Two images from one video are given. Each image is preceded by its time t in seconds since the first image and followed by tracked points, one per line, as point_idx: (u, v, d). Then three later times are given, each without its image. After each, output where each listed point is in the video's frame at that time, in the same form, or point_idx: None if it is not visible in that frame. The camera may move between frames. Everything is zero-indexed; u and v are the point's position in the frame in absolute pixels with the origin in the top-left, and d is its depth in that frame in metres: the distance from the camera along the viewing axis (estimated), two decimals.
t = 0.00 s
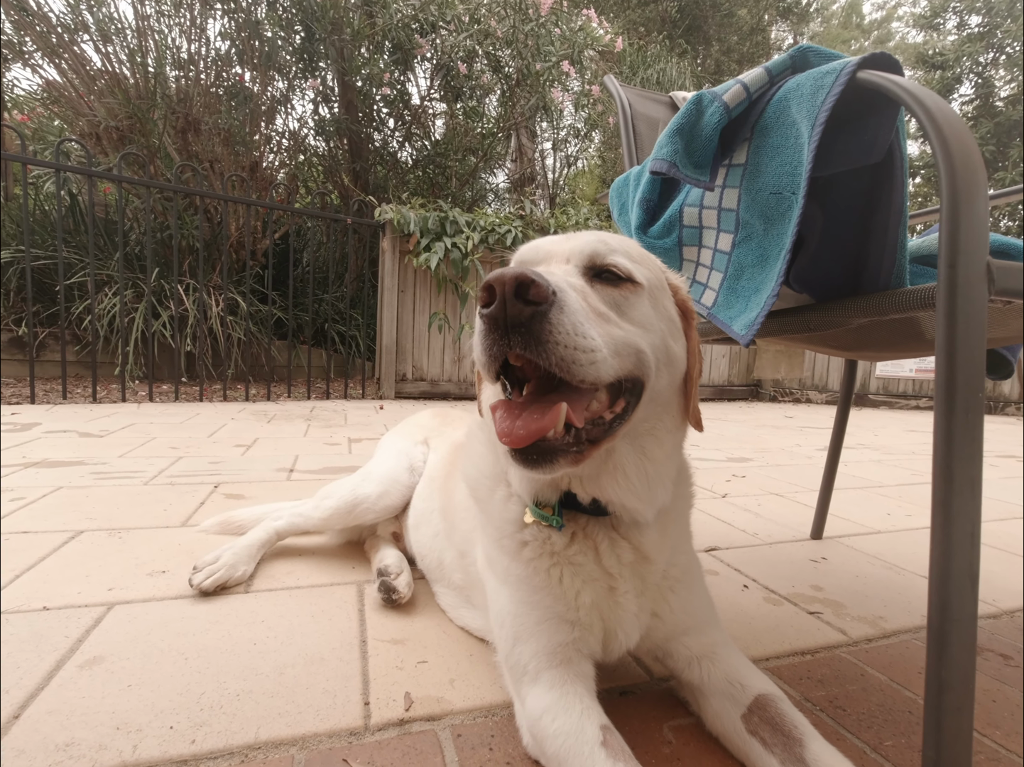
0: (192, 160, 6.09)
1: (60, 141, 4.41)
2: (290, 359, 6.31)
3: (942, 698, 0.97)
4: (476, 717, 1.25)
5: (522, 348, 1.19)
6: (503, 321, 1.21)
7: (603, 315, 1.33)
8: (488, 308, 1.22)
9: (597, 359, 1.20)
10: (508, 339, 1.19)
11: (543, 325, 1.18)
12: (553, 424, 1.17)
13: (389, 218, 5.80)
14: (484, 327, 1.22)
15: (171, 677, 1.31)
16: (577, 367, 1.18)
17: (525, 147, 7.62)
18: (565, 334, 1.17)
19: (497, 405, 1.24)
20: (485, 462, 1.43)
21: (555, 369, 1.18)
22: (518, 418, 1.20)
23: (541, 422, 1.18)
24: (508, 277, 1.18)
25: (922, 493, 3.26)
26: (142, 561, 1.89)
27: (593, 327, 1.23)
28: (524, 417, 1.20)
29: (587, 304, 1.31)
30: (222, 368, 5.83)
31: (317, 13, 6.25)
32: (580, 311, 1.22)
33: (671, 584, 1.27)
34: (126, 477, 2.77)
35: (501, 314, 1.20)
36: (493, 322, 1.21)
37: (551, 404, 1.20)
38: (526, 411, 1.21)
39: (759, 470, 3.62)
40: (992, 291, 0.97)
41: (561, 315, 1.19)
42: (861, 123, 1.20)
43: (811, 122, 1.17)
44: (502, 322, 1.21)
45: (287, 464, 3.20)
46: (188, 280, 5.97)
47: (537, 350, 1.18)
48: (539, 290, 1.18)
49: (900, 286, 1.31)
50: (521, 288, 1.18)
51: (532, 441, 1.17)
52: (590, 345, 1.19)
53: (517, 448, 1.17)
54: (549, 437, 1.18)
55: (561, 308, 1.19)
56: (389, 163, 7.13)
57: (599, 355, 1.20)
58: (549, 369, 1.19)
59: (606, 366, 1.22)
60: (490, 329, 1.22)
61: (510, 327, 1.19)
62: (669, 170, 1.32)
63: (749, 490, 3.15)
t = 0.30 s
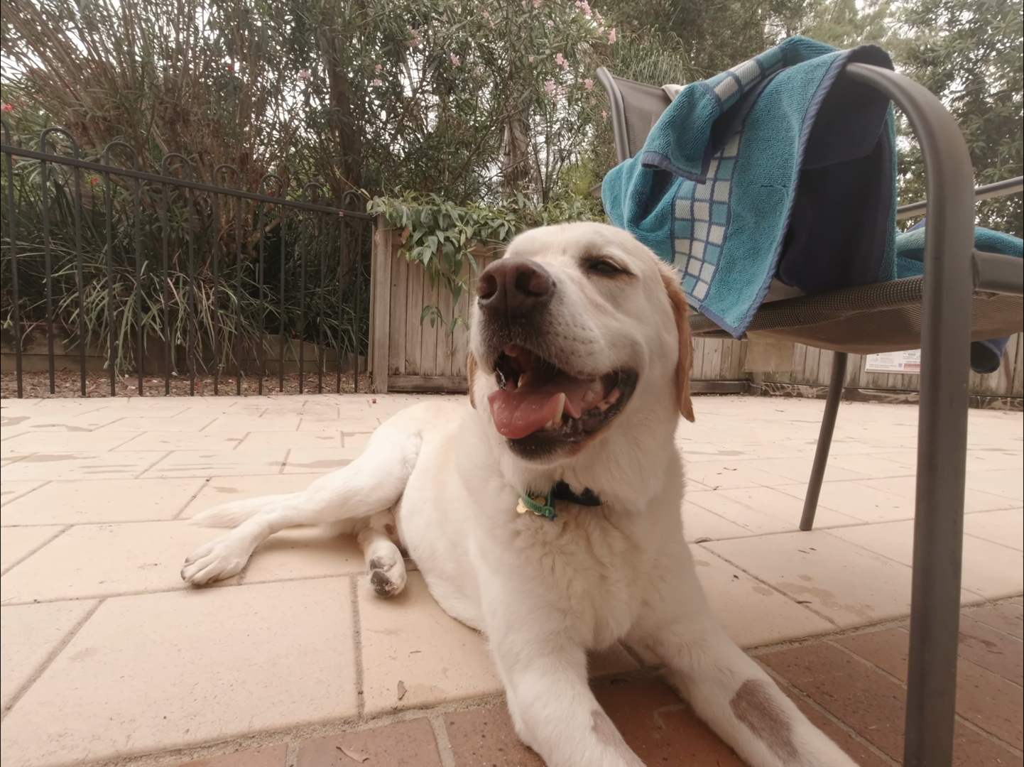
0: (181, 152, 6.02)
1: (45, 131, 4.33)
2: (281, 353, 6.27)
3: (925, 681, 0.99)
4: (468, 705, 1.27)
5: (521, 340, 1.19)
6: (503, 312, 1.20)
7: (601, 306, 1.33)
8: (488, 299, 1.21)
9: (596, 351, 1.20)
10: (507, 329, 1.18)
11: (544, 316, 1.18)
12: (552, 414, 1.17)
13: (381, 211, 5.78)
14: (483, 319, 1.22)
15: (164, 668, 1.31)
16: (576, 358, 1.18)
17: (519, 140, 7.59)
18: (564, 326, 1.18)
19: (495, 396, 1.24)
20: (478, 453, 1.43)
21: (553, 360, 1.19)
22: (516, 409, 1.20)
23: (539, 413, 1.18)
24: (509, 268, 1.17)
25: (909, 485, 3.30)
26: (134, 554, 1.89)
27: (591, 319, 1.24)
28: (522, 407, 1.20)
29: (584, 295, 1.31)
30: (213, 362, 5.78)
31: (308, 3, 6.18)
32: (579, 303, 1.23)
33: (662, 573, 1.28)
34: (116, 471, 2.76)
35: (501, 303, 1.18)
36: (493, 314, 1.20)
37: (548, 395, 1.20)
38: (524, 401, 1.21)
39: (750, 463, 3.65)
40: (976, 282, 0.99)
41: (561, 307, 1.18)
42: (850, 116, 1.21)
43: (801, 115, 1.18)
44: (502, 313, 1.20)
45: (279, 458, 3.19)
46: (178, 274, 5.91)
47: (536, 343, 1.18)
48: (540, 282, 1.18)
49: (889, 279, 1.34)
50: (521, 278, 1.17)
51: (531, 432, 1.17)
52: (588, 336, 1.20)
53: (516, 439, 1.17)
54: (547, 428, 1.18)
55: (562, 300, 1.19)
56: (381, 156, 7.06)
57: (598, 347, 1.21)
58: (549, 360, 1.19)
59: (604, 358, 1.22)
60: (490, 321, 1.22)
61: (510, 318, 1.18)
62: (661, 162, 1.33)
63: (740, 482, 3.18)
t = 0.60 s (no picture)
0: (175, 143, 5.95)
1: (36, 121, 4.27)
2: (278, 347, 6.24)
3: (931, 674, 0.99)
4: (474, 700, 1.27)
5: (540, 337, 1.18)
6: (522, 309, 1.18)
7: (614, 304, 1.33)
8: (506, 296, 1.19)
9: (613, 351, 1.20)
10: (527, 328, 1.18)
11: (563, 316, 1.17)
12: (568, 413, 1.17)
13: (378, 204, 5.74)
14: (502, 316, 1.20)
15: (168, 664, 1.31)
16: (594, 357, 1.18)
17: (515, 133, 7.57)
18: (583, 324, 1.17)
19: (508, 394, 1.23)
20: (482, 449, 1.43)
21: (571, 359, 1.18)
22: (532, 407, 1.19)
23: (555, 411, 1.17)
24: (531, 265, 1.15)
25: (906, 479, 3.32)
26: (135, 550, 1.88)
27: (607, 317, 1.23)
28: (537, 406, 1.18)
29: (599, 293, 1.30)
30: (209, 356, 5.74)
31: None
32: (597, 302, 1.22)
33: (667, 567, 1.29)
34: (114, 466, 2.74)
35: (522, 301, 1.18)
36: (512, 312, 1.19)
37: (564, 393, 1.19)
38: (539, 399, 1.20)
39: (748, 457, 3.66)
40: (985, 278, 0.98)
41: (581, 304, 1.18)
42: (856, 111, 1.21)
43: (809, 109, 1.17)
44: (520, 310, 1.19)
45: (278, 452, 3.18)
46: (172, 267, 5.86)
47: (556, 341, 1.17)
48: (560, 279, 1.17)
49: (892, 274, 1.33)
50: (542, 277, 1.16)
51: (548, 430, 1.16)
52: (607, 335, 1.19)
53: (532, 438, 1.16)
54: (564, 426, 1.17)
55: (582, 299, 1.18)
56: (377, 148, 7.00)
57: (615, 347, 1.21)
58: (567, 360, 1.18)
59: (620, 357, 1.22)
60: (507, 318, 1.20)
61: (530, 317, 1.17)
62: (666, 156, 1.32)
63: (738, 476, 3.19)
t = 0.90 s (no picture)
0: (167, 137, 5.88)
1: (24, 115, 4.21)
2: (273, 343, 6.20)
3: (925, 689, 0.99)
4: (469, 711, 1.27)
5: (538, 362, 1.16)
6: (519, 334, 1.17)
7: (612, 322, 1.31)
8: (504, 321, 1.18)
9: (612, 374, 1.19)
10: (525, 354, 1.16)
11: (561, 341, 1.15)
12: (566, 435, 1.16)
13: (373, 199, 5.69)
14: (498, 340, 1.18)
15: (161, 677, 1.30)
16: (592, 381, 1.16)
17: (512, 126, 7.52)
18: (581, 348, 1.15)
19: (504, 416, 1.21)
20: (477, 460, 1.42)
21: (568, 383, 1.16)
22: (529, 430, 1.17)
23: (553, 435, 1.15)
24: (528, 291, 1.13)
25: (901, 477, 3.33)
26: (129, 556, 1.87)
27: (606, 338, 1.22)
28: (535, 428, 1.17)
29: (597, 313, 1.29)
30: (204, 353, 5.70)
31: None
32: (595, 325, 1.21)
33: (662, 579, 1.29)
34: (108, 468, 2.73)
35: (519, 327, 1.16)
36: (509, 336, 1.18)
37: (561, 415, 1.18)
38: (536, 421, 1.18)
39: (744, 455, 3.66)
40: (984, 291, 0.98)
41: (579, 329, 1.16)
42: (855, 119, 1.19)
43: (807, 117, 1.16)
44: (518, 335, 1.17)
45: (273, 453, 3.17)
46: (166, 262, 5.81)
47: (554, 366, 1.16)
48: (559, 304, 1.15)
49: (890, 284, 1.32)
50: (540, 301, 1.14)
51: (546, 453, 1.14)
52: (604, 357, 1.18)
53: (530, 463, 1.14)
54: (562, 450, 1.15)
55: (580, 323, 1.17)
56: (372, 141, 6.93)
57: (613, 370, 1.19)
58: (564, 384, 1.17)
59: (619, 380, 1.21)
60: (505, 342, 1.19)
61: (527, 342, 1.16)
62: (663, 163, 1.30)
63: (734, 475, 3.19)
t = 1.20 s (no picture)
0: (156, 132, 5.80)
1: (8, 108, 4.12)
2: (265, 340, 6.15)
3: (913, 697, 1.01)
4: (464, 718, 1.28)
5: (541, 389, 1.16)
6: (523, 363, 1.16)
7: (611, 344, 1.32)
8: (507, 349, 1.17)
9: (613, 399, 1.20)
10: (528, 382, 1.16)
11: (565, 368, 1.15)
12: (569, 460, 1.16)
13: (366, 196, 5.67)
14: (501, 367, 1.18)
15: (155, 687, 1.30)
16: (595, 407, 1.17)
17: (505, 122, 7.49)
18: (584, 375, 1.15)
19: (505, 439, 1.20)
20: (471, 471, 1.42)
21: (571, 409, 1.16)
22: (531, 455, 1.16)
23: (554, 459, 1.15)
24: (532, 321, 1.13)
25: (890, 476, 3.36)
26: (121, 562, 1.86)
27: (606, 363, 1.22)
28: (537, 452, 1.16)
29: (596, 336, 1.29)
30: (195, 350, 5.63)
31: None
32: (595, 350, 1.21)
33: (655, 588, 1.30)
34: (98, 470, 2.70)
35: (523, 355, 1.15)
36: (513, 364, 1.17)
37: (564, 439, 1.18)
38: (537, 445, 1.18)
39: (736, 454, 3.69)
40: (973, 305, 0.99)
41: (582, 356, 1.16)
42: (847, 132, 1.20)
43: (798, 130, 1.16)
44: (522, 364, 1.16)
45: (266, 454, 3.16)
46: (155, 258, 5.73)
47: (558, 393, 1.15)
48: (563, 332, 1.14)
49: (881, 295, 1.33)
50: (543, 329, 1.13)
51: (548, 479, 1.14)
52: (606, 383, 1.18)
53: (532, 487, 1.14)
54: (564, 473, 1.16)
55: (583, 350, 1.16)
56: (364, 137, 6.87)
57: (614, 396, 1.20)
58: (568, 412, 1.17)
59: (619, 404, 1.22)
60: (507, 369, 1.18)
61: (531, 370, 1.16)
62: (656, 173, 1.30)
63: (727, 475, 3.21)
